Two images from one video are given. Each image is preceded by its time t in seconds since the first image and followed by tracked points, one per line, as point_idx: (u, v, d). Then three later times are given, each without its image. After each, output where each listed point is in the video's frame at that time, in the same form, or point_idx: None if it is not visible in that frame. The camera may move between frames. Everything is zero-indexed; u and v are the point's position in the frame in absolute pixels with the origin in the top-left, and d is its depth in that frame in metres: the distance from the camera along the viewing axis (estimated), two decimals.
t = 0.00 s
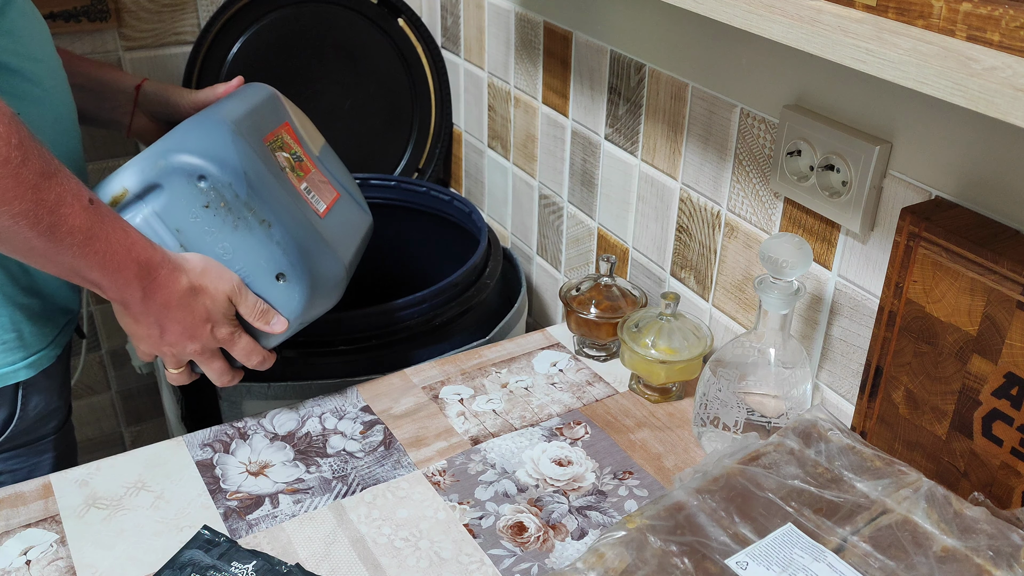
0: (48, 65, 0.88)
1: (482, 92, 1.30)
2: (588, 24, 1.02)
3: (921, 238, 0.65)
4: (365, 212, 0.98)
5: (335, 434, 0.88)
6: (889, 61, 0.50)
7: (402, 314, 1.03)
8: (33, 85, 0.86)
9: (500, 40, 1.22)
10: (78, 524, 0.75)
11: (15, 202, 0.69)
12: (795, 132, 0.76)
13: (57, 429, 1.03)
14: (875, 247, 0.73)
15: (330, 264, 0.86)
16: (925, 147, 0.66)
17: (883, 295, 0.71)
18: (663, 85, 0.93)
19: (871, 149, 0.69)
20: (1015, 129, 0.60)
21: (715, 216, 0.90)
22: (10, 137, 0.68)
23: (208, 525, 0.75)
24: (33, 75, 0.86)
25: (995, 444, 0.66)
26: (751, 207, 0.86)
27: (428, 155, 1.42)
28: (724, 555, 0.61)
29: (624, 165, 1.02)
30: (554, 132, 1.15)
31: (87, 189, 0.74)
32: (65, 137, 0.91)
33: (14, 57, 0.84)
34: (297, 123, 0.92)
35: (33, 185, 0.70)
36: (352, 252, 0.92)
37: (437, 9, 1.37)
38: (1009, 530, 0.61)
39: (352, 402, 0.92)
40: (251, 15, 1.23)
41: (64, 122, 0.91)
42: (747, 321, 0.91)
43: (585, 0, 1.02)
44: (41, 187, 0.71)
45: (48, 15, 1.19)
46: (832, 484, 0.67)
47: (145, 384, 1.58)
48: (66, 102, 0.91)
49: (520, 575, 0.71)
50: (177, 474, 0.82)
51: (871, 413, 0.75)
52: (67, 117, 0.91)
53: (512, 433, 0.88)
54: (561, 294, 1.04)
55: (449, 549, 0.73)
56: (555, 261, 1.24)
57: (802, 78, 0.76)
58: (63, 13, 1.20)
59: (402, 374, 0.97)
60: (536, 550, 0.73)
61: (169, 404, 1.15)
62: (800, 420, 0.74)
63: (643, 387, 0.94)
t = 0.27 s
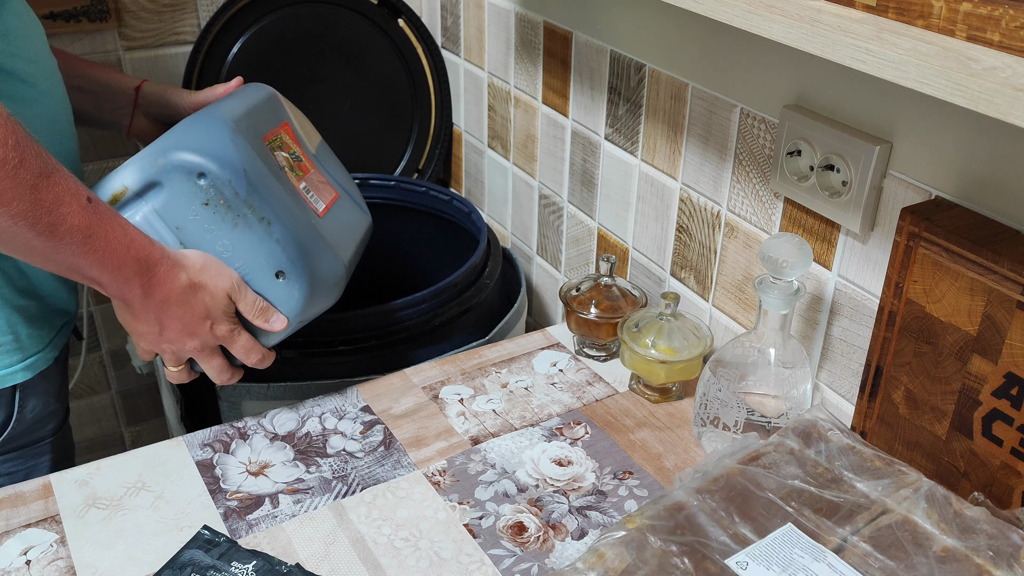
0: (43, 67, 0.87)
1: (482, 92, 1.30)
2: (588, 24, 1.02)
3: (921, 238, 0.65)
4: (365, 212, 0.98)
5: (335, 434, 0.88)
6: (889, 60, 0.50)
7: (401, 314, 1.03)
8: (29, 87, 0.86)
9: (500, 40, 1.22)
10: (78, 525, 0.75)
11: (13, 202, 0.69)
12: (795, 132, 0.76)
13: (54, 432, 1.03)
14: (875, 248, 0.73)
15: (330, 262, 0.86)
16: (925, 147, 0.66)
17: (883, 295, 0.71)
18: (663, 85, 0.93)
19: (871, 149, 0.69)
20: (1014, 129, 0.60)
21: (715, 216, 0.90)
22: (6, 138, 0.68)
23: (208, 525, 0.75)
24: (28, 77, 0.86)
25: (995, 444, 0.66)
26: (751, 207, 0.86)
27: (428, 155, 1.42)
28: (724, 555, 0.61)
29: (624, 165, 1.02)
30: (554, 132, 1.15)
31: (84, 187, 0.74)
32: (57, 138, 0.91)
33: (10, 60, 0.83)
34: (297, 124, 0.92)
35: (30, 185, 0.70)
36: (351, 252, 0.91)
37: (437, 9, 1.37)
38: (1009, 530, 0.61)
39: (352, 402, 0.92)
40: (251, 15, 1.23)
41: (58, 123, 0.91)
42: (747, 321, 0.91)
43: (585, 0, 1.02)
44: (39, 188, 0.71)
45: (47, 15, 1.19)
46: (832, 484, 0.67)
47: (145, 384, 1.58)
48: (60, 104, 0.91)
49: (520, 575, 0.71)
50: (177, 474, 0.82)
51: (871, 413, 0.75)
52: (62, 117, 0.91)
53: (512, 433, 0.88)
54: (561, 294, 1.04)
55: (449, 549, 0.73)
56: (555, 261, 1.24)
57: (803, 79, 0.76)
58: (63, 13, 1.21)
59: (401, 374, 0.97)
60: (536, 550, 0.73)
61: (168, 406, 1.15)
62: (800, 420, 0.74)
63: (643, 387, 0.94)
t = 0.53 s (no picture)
0: (40, 66, 0.87)
1: (482, 92, 1.30)
2: (588, 24, 1.02)
3: (921, 238, 0.65)
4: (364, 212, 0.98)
5: (335, 434, 0.88)
6: (889, 60, 0.49)
7: (401, 314, 1.03)
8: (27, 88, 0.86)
9: (500, 40, 1.22)
10: (78, 525, 0.75)
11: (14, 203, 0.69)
12: (795, 132, 0.76)
13: (54, 432, 1.03)
14: (875, 247, 0.73)
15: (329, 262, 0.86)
16: (925, 147, 0.66)
17: (883, 295, 0.71)
18: (663, 85, 0.93)
19: (871, 149, 0.69)
20: (1015, 129, 0.60)
21: (715, 216, 0.90)
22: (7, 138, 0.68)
23: (208, 525, 0.75)
24: (25, 75, 0.85)
25: (995, 444, 0.66)
26: (751, 207, 0.86)
27: (428, 155, 1.42)
28: (724, 555, 0.61)
29: (624, 165, 1.02)
30: (554, 132, 1.15)
31: (83, 187, 0.74)
32: (55, 138, 0.91)
33: (7, 59, 0.83)
34: (296, 124, 0.92)
35: (31, 185, 0.70)
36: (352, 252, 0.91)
37: (437, 9, 1.37)
38: (1009, 530, 0.61)
39: (352, 402, 0.92)
40: (252, 15, 1.23)
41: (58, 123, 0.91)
42: (747, 321, 0.91)
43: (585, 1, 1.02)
44: (39, 189, 0.70)
45: (47, 16, 1.19)
46: (832, 484, 0.67)
47: (145, 384, 1.58)
48: (59, 104, 0.91)
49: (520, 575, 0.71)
50: (177, 474, 0.82)
51: (871, 413, 0.75)
52: (61, 117, 0.91)
53: (512, 433, 0.88)
54: (561, 294, 1.04)
55: (449, 549, 0.73)
56: (555, 261, 1.24)
57: (803, 79, 0.76)
58: (63, 13, 1.21)
59: (401, 374, 0.97)
60: (536, 550, 0.73)
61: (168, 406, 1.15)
62: (800, 420, 0.74)
63: (643, 387, 0.94)
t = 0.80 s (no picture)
0: (39, 65, 0.87)
1: (482, 92, 1.30)
2: (588, 24, 1.02)
3: (921, 238, 0.65)
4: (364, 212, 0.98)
5: (335, 434, 0.88)
6: (889, 60, 0.49)
7: (400, 315, 1.03)
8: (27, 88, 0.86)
9: (500, 40, 1.22)
10: (78, 525, 0.75)
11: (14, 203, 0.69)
12: (795, 132, 0.76)
13: (56, 432, 1.03)
14: (875, 247, 0.73)
15: (329, 261, 0.86)
16: (926, 148, 0.66)
17: (883, 295, 0.71)
18: (663, 85, 0.93)
19: (871, 149, 0.70)
20: (1015, 130, 0.60)
21: (715, 216, 0.90)
22: (6, 138, 0.68)
23: (208, 525, 0.75)
24: (27, 75, 0.85)
25: (995, 444, 0.66)
26: (751, 207, 0.86)
27: (427, 155, 1.42)
28: (724, 555, 0.61)
29: (624, 165, 1.02)
30: (554, 132, 1.15)
31: (83, 186, 0.74)
32: (54, 137, 0.91)
33: (8, 58, 0.83)
34: (295, 124, 0.92)
35: (30, 185, 0.70)
36: (351, 252, 0.92)
37: (437, 9, 1.37)
38: (1010, 530, 0.61)
39: (352, 402, 0.92)
40: (252, 15, 1.23)
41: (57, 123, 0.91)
42: (747, 321, 0.91)
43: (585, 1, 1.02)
44: (40, 189, 0.71)
45: (47, 16, 1.19)
46: (832, 484, 0.67)
47: (145, 384, 1.58)
48: (59, 104, 0.91)
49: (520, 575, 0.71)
50: (177, 474, 0.82)
51: (871, 413, 0.75)
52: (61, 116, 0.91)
53: (512, 433, 0.88)
54: (561, 294, 1.04)
55: (449, 549, 0.73)
56: (555, 261, 1.24)
57: (803, 79, 0.76)
58: (63, 13, 1.20)
59: (401, 374, 0.97)
60: (536, 550, 0.73)
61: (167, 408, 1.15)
62: (800, 420, 0.74)
63: (643, 387, 0.94)
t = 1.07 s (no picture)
0: (41, 60, 0.87)
1: (482, 92, 1.30)
2: (588, 24, 1.02)
3: (921, 238, 0.65)
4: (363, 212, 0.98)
5: (335, 434, 0.88)
6: (889, 60, 0.50)
7: (400, 315, 1.02)
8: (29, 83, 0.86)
9: (500, 40, 1.22)
10: (78, 524, 0.75)
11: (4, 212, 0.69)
12: (795, 132, 0.76)
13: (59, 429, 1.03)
14: (875, 247, 0.73)
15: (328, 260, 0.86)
16: (926, 148, 0.66)
17: (883, 295, 0.71)
18: (663, 85, 0.93)
19: (871, 149, 0.70)
20: (1015, 130, 0.60)
21: (715, 216, 0.90)
22: None
23: (208, 525, 0.75)
24: (27, 70, 0.85)
25: (995, 444, 0.66)
26: (751, 207, 0.86)
27: (428, 156, 1.42)
28: (724, 555, 0.61)
29: (624, 165, 1.03)
30: (554, 132, 1.15)
31: (76, 190, 0.74)
32: (56, 133, 0.91)
33: (8, 53, 0.83)
34: (294, 123, 0.92)
35: (20, 193, 0.69)
36: (350, 251, 0.91)
37: (437, 9, 1.37)
38: (1010, 530, 0.61)
39: (352, 402, 0.92)
40: (252, 15, 1.23)
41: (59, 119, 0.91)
42: (747, 321, 0.91)
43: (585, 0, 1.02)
44: (29, 198, 0.70)
45: (47, 15, 1.19)
46: (832, 484, 0.67)
47: (145, 384, 1.58)
48: (60, 99, 0.91)
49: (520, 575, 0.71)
50: (177, 474, 0.82)
51: (871, 413, 0.75)
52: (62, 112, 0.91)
53: (512, 433, 0.88)
54: (561, 294, 1.04)
55: (449, 549, 0.73)
56: (555, 261, 1.24)
57: (803, 79, 0.76)
58: (63, 13, 1.20)
59: (401, 374, 0.97)
60: (536, 550, 0.73)
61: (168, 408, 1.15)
62: (800, 420, 0.74)
63: (643, 387, 0.94)
